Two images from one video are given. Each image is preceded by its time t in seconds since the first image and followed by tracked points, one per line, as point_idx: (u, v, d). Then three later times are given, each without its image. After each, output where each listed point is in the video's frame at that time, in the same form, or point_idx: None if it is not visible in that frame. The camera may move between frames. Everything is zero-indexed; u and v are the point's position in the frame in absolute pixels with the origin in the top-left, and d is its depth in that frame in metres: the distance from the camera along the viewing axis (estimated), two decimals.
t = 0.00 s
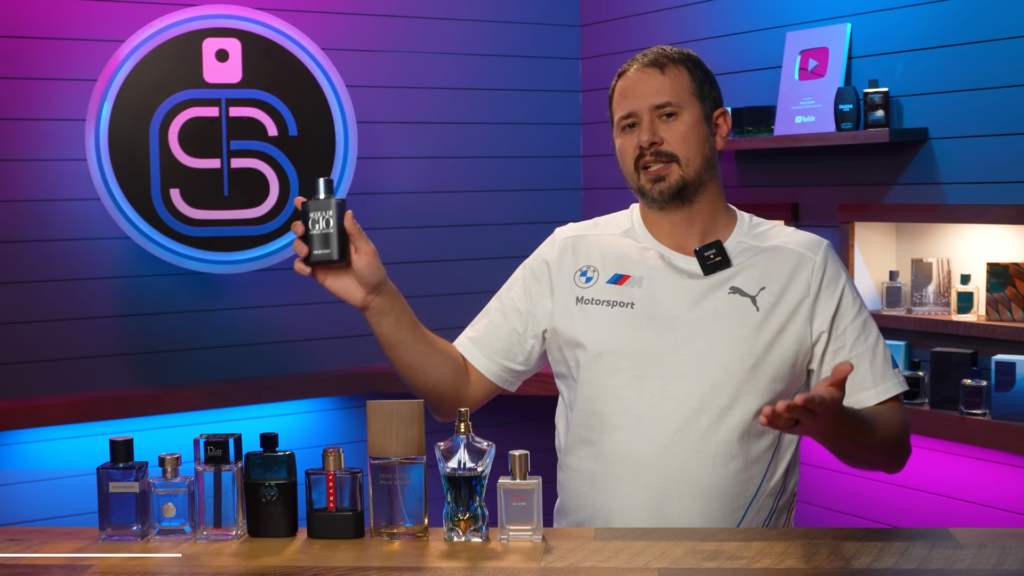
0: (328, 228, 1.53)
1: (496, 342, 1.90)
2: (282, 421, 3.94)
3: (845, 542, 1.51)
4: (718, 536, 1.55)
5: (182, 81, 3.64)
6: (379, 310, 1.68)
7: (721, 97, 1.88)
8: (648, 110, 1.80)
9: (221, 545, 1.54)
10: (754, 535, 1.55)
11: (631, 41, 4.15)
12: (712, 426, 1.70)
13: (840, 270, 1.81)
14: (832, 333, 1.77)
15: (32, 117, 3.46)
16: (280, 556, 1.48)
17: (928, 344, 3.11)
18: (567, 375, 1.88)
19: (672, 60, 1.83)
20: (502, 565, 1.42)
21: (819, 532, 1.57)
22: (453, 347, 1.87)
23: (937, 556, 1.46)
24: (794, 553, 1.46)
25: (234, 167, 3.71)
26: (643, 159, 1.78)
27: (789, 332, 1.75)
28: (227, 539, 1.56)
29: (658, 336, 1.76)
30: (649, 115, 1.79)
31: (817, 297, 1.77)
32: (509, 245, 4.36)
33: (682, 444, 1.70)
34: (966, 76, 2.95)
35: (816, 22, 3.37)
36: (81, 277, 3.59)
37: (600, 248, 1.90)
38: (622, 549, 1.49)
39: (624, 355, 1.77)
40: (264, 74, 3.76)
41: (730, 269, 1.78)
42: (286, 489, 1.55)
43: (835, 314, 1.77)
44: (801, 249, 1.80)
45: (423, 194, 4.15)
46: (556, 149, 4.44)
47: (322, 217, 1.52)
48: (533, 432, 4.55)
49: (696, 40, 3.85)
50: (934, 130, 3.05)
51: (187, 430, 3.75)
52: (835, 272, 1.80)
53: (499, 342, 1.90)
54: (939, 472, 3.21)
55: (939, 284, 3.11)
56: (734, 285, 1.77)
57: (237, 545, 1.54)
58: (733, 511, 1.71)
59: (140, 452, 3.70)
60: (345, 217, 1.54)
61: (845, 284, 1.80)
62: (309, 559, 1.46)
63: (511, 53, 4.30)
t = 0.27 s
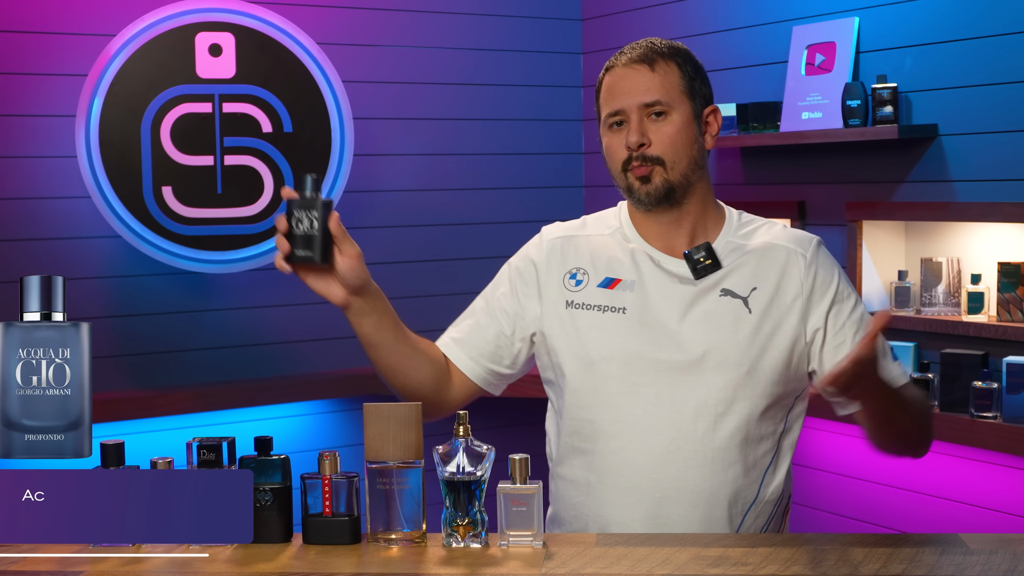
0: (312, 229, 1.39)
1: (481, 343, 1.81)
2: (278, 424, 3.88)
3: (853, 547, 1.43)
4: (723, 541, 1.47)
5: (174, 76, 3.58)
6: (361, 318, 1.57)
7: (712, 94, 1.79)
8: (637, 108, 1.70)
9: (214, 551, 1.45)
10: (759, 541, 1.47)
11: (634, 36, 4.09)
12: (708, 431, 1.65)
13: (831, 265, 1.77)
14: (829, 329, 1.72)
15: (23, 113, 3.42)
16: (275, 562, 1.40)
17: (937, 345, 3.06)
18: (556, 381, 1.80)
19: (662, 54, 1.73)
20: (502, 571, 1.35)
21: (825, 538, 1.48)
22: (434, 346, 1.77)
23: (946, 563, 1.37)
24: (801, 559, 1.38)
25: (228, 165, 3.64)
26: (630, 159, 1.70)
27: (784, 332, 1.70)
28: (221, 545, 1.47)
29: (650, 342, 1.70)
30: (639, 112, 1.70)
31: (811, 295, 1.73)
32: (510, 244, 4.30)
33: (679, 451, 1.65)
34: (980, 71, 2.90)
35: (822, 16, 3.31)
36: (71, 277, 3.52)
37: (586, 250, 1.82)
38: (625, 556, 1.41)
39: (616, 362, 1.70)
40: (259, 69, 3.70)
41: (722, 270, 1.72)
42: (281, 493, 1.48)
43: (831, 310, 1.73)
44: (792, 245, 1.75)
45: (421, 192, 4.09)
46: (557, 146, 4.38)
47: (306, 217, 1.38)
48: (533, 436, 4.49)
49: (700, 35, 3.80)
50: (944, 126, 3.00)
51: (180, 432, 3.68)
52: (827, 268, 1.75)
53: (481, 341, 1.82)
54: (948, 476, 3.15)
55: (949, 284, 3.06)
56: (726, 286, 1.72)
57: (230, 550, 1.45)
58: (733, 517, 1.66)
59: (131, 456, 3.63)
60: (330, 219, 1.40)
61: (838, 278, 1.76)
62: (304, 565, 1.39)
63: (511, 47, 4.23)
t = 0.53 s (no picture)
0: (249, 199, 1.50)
1: (461, 345, 1.79)
2: (275, 425, 3.85)
3: (857, 550, 1.39)
4: (725, 545, 1.43)
5: (169, 73, 3.55)
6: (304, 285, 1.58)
7: (699, 90, 1.74)
8: (620, 106, 1.66)
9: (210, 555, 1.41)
10: (762, 544, 1.43)
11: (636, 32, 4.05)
12: (691, 427, 1.63)
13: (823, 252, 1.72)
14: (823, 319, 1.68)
15: (17, 111, 3.39)
16: (272, 566, 1.37)
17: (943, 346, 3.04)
18: (541, 381, 1.78)
19: (647, 49, 1.68)
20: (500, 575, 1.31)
21: (829, 541, 1.44)
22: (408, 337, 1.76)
23: (951, 566, 1.33)
24: (804, 563, 1.34)
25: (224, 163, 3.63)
26: (612, 159, 1.66)
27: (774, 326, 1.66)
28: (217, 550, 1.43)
29: (634, 337, 1.67)
30: (622, 111, 1.66)
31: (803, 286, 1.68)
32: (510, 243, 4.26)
33: (663, 450, 1.63)
34: (985, 68, 2.87)
35: (826, 13, 3.28)
36: (65, 276, 3.49)
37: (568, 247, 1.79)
38: (626, 559, 1.37)
39: (600, 360, 1.67)
40: (255, 66, 3.67)
41: (708, 264, 1.69)
42: (278, 496, 1.44)
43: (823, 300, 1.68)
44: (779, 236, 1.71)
45: (420, 191, 4.05)
46: (558, 144, 4.34)
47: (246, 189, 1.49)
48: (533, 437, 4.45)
49: (702, 32, 3.77)
50: (949, 124, 2.96)
51: (177, 434, 3.65)
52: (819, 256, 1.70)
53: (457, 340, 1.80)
54: (952, 479, 3.12)
55: (954, 284, 3.02)
56: (714, 280, 1.68)
57: (226, 554, 1.41)
58: (717, 515, 1.65)
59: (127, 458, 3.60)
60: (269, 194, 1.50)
61: (832, 264, 1.70)
62: (302, 569, 1.35)
63: (511, 44, 4.20)
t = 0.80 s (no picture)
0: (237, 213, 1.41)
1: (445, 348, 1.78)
2: (274, 426, 3.83)
3: (860, 552, 1.37)
4: (727, 546, 1.41)
5: (167, 72, 3.53)
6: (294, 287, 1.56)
7: (677, 92, 1.68)
8: (596, 116, 1.60)
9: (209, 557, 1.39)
10: (764, 546, 1.41)
11: (637, 30, 4.03)
12: (670, 430, 1.61)
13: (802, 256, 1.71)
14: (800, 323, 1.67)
15: (13, 110, 3.37)
16: (271, 568, 1.35)
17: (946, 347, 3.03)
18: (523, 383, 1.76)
19: (623, 55, 1.62)
20: None
21: (832, 543, 1.42)
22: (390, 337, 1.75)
23: (956, 568, 1.31)
24: (807, 564, 1.32)
25: (222, 162, 3.61)
26: (589, 171, 1.61)
27: (751, 330, 1.65)
28: (215, 550, 1.41)
29: (613, 339, 1.65)
30: (598, 121, 1.60)
31: (781, 290, 1.67)
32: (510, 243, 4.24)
33: (641, 451, 1.61)
34: (989, 67, 2.85)
35: (829, 11, 3.26)
36: (62, 276, 3.48)
37: (549, 247, 1.77)
38: (627, 561, 1.35)
39: (577, 361, 1.66)
40: (254, 64, 3.65)
41: (687, 265, 1.67)
42: (277, 497, 1.42)
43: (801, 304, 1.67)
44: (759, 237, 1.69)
45: (419, 190, 4.04)
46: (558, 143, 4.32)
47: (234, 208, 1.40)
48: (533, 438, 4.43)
49: (703, 30, 3.75)
50: (953, 123, 2.94)
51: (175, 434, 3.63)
52: (798, 259, 1.68)
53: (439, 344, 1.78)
54: (955, 480, 3.10)
55: (958, 284, 3.00)
56: (692, 281, 1.66)
57: (224, 555, 1.39)
58: (695, 518, 1.63)
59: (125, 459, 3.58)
60: (257, 207, 1.43)
61: (811, 268, 1.69)
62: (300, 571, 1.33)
63: (511, 43, 4.18)
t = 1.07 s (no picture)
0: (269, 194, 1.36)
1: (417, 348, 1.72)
2: (273, 427, 3.82)
3: (861, 553, 1.36)
4: (727, 547, 1.40)
5: (166, 71, 3.52)
6: (311, 292, 1.52)
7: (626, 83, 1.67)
8: (566, 128, 1.58)
9: (208, 557, 1.38)
10: (765, 547, 1.40)
11: (637, 29, 4.02)
12: (641, 438, 1.59)
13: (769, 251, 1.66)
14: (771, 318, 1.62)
15: (11, 110, 3.36)
16: (269, 569, 1.34)
17: (948, 347, 3.01)
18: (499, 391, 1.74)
19: (576, 64, 1.60)
20: None
21: (833, 544, 1.41)
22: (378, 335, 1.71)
23: (958, 569, 1.30)
24: (808, 565, 1.31)
25: (221, 162, 3.60)
26: (571, 181, 1.58)
27: (721, 335, 1.62)
28: (214, 551, 1.40)
29: (581, 348, 1.63)
30: (568, 133, 1.58)
31: (749, 290, 1.63)
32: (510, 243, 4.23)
33: (614, 460, 1.60)
34: (990, 66, 2.84)
35: (830, 10, 3.26)
36: (61, 276, 3.47)
37: (519, 252, 1.74)
38: (627, 562, 1.35)
39: (546, 372, 1.64)
40: (253, 64, 3.64)
41: (654, 271, 1.63)
42: (275, 498, 1.41)
43: (768, 302, 1.62)
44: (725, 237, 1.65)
45: (419, 190, 4.03)
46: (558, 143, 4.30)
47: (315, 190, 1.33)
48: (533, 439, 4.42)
49: (703, 29, 3.74)
50: (954, 122, 2.93)
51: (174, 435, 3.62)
52: (764, 256, 1.64)
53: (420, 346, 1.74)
54: (956, 480, 3.10)
55: (959, 283, 2.99)
56: (659, 287, 1.63)
57: (223, 557, 1.38)
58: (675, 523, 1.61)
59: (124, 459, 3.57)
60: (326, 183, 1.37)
61: (777, 262, 1.64)
62: (299, 572, 1.32)
63: (511, 42, 4.17)
